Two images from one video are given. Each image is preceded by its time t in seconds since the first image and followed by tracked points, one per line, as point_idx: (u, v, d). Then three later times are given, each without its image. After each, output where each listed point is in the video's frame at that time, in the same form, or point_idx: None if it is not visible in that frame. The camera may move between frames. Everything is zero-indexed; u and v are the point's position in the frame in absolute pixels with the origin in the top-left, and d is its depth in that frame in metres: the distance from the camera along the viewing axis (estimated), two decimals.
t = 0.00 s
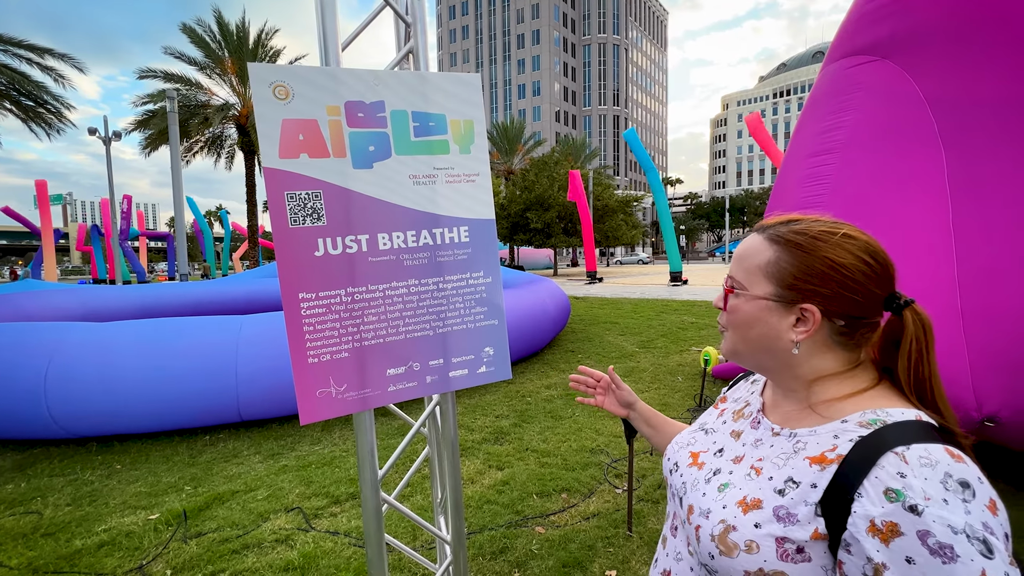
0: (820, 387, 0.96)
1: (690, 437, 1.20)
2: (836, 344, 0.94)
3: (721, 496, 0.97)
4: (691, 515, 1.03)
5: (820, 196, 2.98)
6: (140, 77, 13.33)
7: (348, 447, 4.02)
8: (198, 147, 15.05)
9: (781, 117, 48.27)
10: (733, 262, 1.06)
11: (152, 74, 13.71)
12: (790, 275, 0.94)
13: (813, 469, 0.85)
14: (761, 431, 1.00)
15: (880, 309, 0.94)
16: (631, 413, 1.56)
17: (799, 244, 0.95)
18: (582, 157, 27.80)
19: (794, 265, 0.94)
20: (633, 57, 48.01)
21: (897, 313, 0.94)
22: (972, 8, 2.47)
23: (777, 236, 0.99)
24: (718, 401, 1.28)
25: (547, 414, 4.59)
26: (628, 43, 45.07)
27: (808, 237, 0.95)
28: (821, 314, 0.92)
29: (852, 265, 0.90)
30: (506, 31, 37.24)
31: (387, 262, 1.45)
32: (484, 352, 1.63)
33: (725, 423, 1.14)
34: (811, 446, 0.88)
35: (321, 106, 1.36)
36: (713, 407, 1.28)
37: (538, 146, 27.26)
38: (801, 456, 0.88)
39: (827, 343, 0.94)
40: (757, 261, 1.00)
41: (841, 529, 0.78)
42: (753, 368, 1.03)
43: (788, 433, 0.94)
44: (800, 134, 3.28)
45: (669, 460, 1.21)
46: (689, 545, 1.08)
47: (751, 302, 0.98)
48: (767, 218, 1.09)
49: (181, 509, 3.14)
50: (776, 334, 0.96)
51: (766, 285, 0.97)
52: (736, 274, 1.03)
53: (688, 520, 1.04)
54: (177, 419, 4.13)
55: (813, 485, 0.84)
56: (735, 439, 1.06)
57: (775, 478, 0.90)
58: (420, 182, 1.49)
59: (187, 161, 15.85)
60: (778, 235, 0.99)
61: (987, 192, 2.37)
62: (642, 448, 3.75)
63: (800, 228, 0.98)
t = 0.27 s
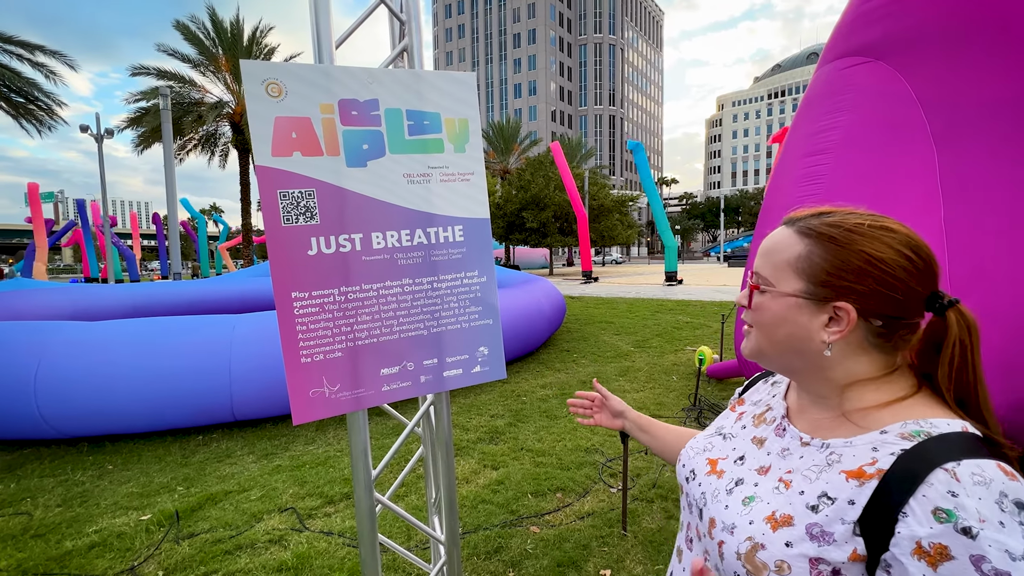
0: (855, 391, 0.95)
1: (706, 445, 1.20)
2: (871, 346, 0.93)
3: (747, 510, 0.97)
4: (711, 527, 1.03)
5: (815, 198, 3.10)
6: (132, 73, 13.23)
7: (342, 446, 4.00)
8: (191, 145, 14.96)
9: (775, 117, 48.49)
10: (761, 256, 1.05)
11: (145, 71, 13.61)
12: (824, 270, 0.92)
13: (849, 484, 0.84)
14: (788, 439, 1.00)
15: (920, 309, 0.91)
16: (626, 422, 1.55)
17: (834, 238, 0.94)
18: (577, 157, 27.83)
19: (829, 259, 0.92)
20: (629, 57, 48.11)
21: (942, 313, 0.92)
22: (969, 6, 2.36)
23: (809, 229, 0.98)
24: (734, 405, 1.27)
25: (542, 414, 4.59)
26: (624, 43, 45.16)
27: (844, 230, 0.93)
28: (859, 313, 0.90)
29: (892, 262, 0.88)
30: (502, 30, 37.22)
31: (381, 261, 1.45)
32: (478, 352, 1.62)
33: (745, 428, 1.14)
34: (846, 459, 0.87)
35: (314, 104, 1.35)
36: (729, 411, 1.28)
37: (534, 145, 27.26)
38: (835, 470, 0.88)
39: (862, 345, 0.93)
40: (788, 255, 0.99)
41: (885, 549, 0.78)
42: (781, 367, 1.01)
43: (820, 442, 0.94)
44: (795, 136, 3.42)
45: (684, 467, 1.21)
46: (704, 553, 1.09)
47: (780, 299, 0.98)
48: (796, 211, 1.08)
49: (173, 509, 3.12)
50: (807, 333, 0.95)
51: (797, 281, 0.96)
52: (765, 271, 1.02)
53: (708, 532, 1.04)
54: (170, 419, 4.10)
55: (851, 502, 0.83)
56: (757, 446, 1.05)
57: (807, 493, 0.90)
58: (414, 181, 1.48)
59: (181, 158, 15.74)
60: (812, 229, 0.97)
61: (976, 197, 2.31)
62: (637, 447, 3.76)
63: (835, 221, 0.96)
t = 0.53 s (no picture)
0: (900, 395, 0.93)
1: (729, 457, 1.18)
2: (915, 346, 0.90)
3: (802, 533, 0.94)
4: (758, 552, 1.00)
5: (804, 201, 3.04)
6: (122, 70, 13.09)
7: (335, 446, 3.98)
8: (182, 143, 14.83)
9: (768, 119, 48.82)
10: (792, 253, 1.03)
11: (135, 68, 13.47)
12: (863, 267, 0.89)
13: (921, 502, 0.82)
14: (833, 451, 0.99)
15: (967, 307, 0.89)
16: (625, 453, 1.54)
17: (874, 233, 0.91)
18: (572, 157, 27.86)
19: (869, 256, 0.90)
20: (623, 57, 48.24)
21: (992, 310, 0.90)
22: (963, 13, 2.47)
23: (845, 223, 0.95)
24: (755, 413, 1.27)
25: (536, 413, 4.59)
26: (618, 43, 45.27)
27: (886, 224, 0.90)
28: (903, 313, 0.87)
29: (942, 257, 0.85)
30: (497, 29, 37.20)
31: (372, 260, 1.44)
32: (470, 350, 1.62)
33: (774, 437, 1.12)
34: (910, 474, 0.85)
35: (305, 101, 1.34)
36: (749, 418, 1.27)
37: (529, 145, 27.27)
38: (899, 486, 0.86)
39: (906, 346, 0.90)
40: (823, 252, 0.96)
41: None
42: (817, 371, 0.99)
43: (873, 454, 0.92)
44: (786, 136, 3.32)
45: (707, 484, 1.17)
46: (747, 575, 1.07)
47: (814, 299, 0.95)
48: (829, 203, 1.05)
49: (163, 509, 3.09)
50: (845, 335, 0.92)
51: (833, 280, 0.94)
52: (798, 270, 1.00)
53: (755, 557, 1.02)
54: (160, 419, 4.06)
55: (926, 521, 0.81)
56: (795, 459, 1.04)
57: (870, 513, 0.88)
58: (406, 179, 1.48)
59: (171, 156, 15.60)
60: (849, 222, 0.95)
61: (976, 193, 2.42)
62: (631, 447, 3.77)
63: (873, 213, 0.93)
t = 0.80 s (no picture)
0: (958, 406, 0.83)
1: (757, 473, 1.05)
2: (975, 353, 0.80)
3: (864, 564, 0.84)
4: None
5: (793, 202, 3.05)
6: (111, 67, 12.95)
7: (326, 447, 3.96)
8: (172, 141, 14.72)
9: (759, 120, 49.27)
10: (831, 251, 0.91)
11: (124, 65, 13.33)
12: (920, 265, 0.79)
13: (1004, 527, 0.75)
14: (884, 468, 0.88)
15: None
16: (626, 484, 1.40)
17: (929, 227, 0.80)
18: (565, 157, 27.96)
19: (927, 252, 0.79)
20: (616, 58, 48.50)
21: None
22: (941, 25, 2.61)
23: (894, 219, 0.84)
24: (777, 421, 1.14)
25: (528, 413, 4.60)
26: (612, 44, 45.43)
27: (941, 218, 0.80)
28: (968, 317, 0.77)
29: (1006, 254, 0.76)
30: (491, 29, 37.21)
31: (363, 259, 1.44)
32: (462, 350, 1.62)
33: (807, 450, 1.00)
34: (984, 494, 0.77)
35: (295, 99, 1.34)
36: (770, 426, 1.15)
37: (522, 145, 27.31)
38: (975, 509, 0.77)
39: (966, 351, 0.80)
40: (870, 250, 0.85)
41: None
42: (865, 381, 0.87)
43: (936, 472, 0.82)
44: (776, 136, 3.29)
45: (735, 504, 1.05)
46: None
47: (865, 301, 0.84)
48: (867, 198, 0.95)
49: (151, 511, 3.06)
50: (902, 341, 0.81)
51: (885, 280, 0.82)
52: (841, 270, 0.88)
53: None
54: (149, 420, 4.02)
55: (1012, 549, 0.74)
56: (840, 477, 0.92)
57: (945, 540, 0.78)
58: (397, 178, 1.47)
59: (162, 154, 15.47)
60: (900, 217, 0.83)
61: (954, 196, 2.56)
62: (622, 446, 3.79)
63: (924, 208, 0.83)
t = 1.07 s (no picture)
0: (998, 415, 0.80)
1: (779, 493, 0.99)
2: (1016, 359, 0.76)
3: None
4: None
5: (781, 202, 3.09)
6: (98, 63, 12.78)
7: (317, 447, 3.93)
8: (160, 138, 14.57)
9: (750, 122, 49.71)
10: (860, 252, 0.87)
11: (111, 61, 13.16)
12: (960, 266, 0.75)
13: None
14: (925, 486, 0.83)
15: None
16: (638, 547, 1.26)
17: (969, 226, 0.77)
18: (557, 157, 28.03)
19: (968, 249, 0.75)
20: (608, 59, 48.71)
21: None
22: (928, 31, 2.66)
23: (928, 217, 0.80)
24: (793, 433, 1.07)
25: (520, 412, 4.61)
26: (604, 45, 45.60)
27: (981, 216, 0.77)
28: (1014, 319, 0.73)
29: None
30: (484, 28, 37.19)
31: (353, 258, 1.43)
32: (452, 349, 1.62)
33: (834, 466, 0.95)
34: None
35: (284, 97, 1.33)
36: (785, 437, 1.08)
37: (514, 145, 27.34)
38: None
39: (1007, 358, 0.76)
40: (904, 250, 0.81)
41: None
42: (899, 387, 0.83)
43: (986, 489, 0.78)
44: (765, 137, 3.33)
45: (760, 527, 0.99)
46: None
47: (901, 306, 0.80)
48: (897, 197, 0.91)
49: (138, 513, 3.02)
50: (941, 347, 0.77)
51: (922, 282, 0.79)
52: (872, 271, 0.84)
53: None
54: (136, 421, 3.96)
55: None
56: (879, 497, 0.87)
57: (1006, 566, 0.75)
58: (388, 177, 1.47)
59: (149, 151, 15.26)
60: (935, 215, 0.80)
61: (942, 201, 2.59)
62: (613, 445, 3.81)
63: (962, 205, 0.79)
